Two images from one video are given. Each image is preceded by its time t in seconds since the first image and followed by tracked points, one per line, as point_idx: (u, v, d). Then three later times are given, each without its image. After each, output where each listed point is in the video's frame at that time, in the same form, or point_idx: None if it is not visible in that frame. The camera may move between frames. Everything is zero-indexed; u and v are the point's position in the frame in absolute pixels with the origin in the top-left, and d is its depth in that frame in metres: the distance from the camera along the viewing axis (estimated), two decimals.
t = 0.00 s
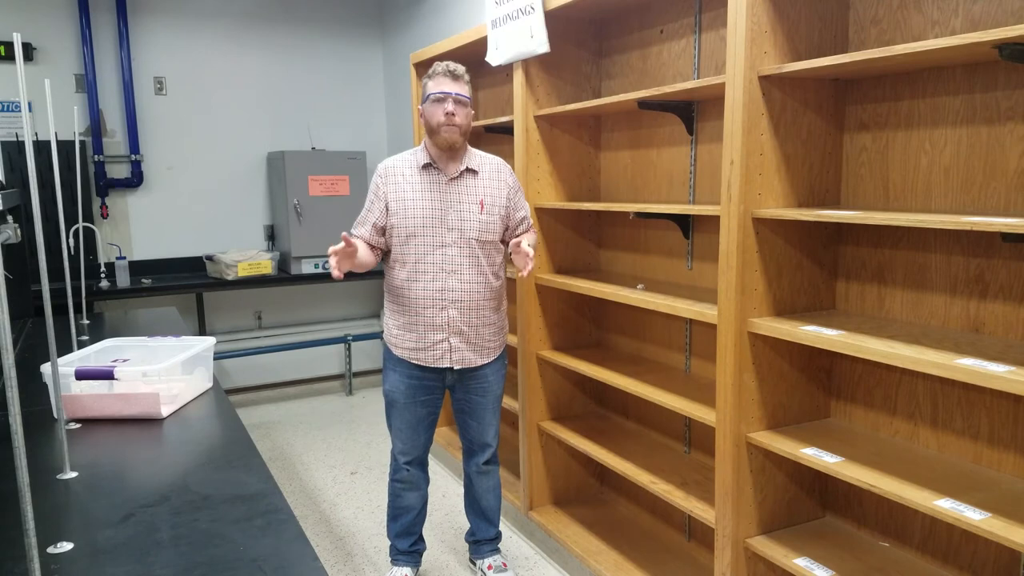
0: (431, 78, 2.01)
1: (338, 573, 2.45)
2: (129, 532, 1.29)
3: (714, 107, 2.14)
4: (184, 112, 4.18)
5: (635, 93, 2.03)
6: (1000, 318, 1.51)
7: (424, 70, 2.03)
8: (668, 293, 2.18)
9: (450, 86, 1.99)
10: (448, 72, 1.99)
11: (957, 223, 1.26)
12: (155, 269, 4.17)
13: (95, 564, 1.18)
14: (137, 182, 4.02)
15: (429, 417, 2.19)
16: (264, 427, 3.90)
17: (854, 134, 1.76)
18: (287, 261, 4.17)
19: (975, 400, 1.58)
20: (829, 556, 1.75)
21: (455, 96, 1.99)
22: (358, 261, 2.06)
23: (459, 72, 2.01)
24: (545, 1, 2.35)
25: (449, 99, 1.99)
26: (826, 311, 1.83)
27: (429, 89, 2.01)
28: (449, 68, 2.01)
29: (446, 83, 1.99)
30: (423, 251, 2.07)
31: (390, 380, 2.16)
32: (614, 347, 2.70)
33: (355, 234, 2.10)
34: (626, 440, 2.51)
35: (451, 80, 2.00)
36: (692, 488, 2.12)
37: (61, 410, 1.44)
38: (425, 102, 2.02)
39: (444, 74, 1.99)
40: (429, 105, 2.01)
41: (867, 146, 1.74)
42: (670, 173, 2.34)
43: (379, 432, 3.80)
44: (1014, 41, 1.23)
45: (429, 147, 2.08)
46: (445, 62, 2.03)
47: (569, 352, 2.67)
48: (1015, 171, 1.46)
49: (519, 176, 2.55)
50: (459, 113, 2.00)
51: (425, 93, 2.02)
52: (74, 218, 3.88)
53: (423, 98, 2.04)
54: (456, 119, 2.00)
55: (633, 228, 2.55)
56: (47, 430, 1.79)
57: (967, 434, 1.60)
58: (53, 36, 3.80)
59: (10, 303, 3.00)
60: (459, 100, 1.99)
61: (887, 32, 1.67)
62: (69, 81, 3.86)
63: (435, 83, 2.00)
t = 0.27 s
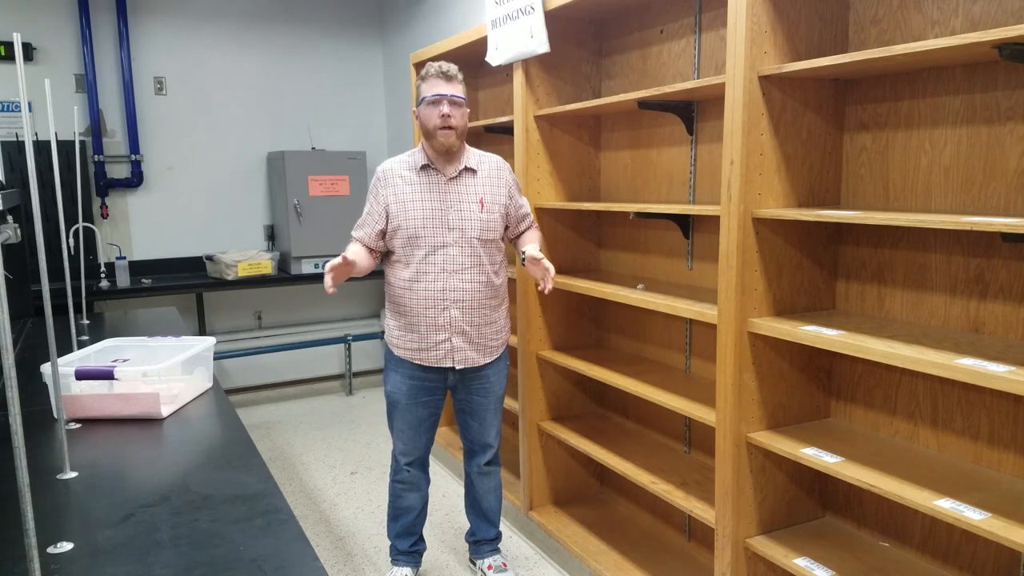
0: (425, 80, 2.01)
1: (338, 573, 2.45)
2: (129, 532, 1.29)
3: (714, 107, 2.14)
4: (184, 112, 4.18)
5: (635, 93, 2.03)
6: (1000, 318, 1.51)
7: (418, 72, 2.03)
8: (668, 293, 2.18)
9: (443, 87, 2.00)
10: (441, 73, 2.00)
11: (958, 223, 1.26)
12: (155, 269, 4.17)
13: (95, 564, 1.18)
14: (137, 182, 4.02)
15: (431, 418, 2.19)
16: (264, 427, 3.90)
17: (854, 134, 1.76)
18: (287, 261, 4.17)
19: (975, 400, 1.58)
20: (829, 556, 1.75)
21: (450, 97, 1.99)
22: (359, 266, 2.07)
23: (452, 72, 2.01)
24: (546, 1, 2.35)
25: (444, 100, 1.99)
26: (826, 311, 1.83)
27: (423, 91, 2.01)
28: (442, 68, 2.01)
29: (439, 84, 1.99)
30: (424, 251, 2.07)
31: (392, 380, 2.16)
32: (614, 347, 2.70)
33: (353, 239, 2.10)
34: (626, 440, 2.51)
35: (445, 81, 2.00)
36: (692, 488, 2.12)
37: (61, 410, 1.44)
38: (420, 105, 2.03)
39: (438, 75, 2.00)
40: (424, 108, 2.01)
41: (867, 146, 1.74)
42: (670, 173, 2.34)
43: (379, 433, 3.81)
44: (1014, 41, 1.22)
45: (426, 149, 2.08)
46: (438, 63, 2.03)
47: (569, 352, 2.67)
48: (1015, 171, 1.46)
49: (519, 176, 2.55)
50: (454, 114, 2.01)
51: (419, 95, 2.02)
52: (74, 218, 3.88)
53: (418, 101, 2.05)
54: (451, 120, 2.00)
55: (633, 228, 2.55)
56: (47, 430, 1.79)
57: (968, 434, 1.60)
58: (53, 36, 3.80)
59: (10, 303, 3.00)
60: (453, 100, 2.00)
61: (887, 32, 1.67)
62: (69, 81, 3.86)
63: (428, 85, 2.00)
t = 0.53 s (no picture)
0: (428, 80, 2.01)
1: (338, 573, 2.45)
2: (129, 532, 1.29)
3: (714, 107, 2.14)
4: (184, 112, 4.18)
5: (635, 93, 2.03)
6: (1000, 318, 1.51)
7: (421, 71, 2.03)
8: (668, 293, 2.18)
9: (446, 88, 2.00)
10: (444, 73, 2.00)
11: (958, 223, 1.26)
12: (155, 269, 4.17)
13: (95, 564, 1.18)
14: (136, 182, 4.02)
15: (431, 418, 2.19)
16: (264, 427, 3.90)
17: (854, 134, 1.76)
18: (287, 261, 4.17)
19: (975, 400, 1.58)
20: (829, 556, 1.75)
21: (452, 98, 1.99)
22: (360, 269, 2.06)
23: (455, 72, 2.01)
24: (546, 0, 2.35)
25: (446, 101, 1.99)
26: (826, 311, 1.83)
27: (426, 91, 2.01)
28: (446, 69, 2.01)
29: (442, 85, 1.99)
30: (424, 250, 2.07)
31: (392, 380, 2.16)
32: (614, 347, 2.70)
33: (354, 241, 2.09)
34: (626, 440, 2.51)
35: (447, 81, 2.00)
36: (692, 488, 2.12)
37: (61, 410, 1.44)
38: (422, 104, 2.03)
39: (441, 75, 2.00)
40: (427, 107, 2.01)
41: (867, 146, 1.74)
42: (670, 173, 2.34)
43: (379, 432, 3.81)
44: (1014, 41, 1.22)
45: (428, 148, 2.08)
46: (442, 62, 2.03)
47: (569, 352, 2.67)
48: (1015, 171, 1.46)
49: (519, 176, 2.55)
50: (457, 115, 2.01)
51: (422, 95, 2.02)
52: (74, 218, 3.88)
53: (420, 99, 2.04)
54: (453, 121, 2.00)
55: (634, 228, 2.55)
56: (47, 430, 1.79)
57: (967, 434, 1.60)
58: (52, 36, 3.80)
59: (10, 303, 3.00)
60: (456, 101, 2.00)
61: (887, 32, 1.67)
62: (69, 81, 3.86)
63: (431, 84, 2.00)
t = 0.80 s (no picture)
0: (443, 86, 1.96)
1: (338, 573, 2.45)
2: (129, 532, 1.29)
3: (714, 107, 2.14)
4: (183, 112, 4.18)
5: (635, 93, 2.03)
6: (1000, 318, 1.51)
7: (437, 72, 1.97)
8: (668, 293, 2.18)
9: (460, 100, 1.95)
10: (461, 84, 1.94)
11: (958, 223, 1.26)
12: (155, 269, 4.16)
13: (95, 564, 1.18)
14: (136, 182, 4.02)
15: (432, 417, 2.19)
16: (264, 427, 3.90)
17: (854, 134, 1.76)
18: (287, 261, 4.16)
19: (975, 399, 1.58)
20: (829, 556, 1.75)
21: (465, 113, 1.96)
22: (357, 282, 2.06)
23: (471, 83, 1.96)
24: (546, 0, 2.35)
25: (459, 115, 1.96)
26: (826, 311, 1.83)
27: (440, 97, 1.96)
28: (462, 78, 1.95)
29: (457, 96, 1.94)
30: (428, 250, 2.07)
31: (394, 379, 2.16)
32: (614, 346, 2.69)
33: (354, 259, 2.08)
34: (626, 439, 2.51)
35: (463, 94, 1.95)
36: (692, 488, 2.12)
37: (62, 410, 1.44)
38: (435, 109, 1.99)
39: (456, 85, 1.94)
40: (439, 115, 1.98)
41: (867, 146, 1.74)
42: (670, 173, 2.34)
43: (379, 432, 3.81)
44: (1014, 41, 1.22)
45: (438, 148, 2.06)
46: (460, 68, 1.96)
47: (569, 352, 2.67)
48: (1015, 171, 1.46)
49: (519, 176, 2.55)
50: (468, 129, 1.98)
51: (436, 100, 1.98)
52: (74, 218, 3.88)
53: (434, 101, 1.99)
54: (464, 135, 1.98)
55: (633, 228, 2.55)
56: (47, 430, 1.79)
57: (967, 434, 1.60)
58: (52, 35, 3.80)
59: (10, 303, 3.00)
60: (468, 115, 1.96)
61: (887, 32, 1.67)
62: (69, 81, 3.86)
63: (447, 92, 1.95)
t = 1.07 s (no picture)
0: (466, 126, 1.82)
1: (338, 573, 2.45)
2: (129, 532, 1.29)
3: (714, 107, 2.14)
4: (183, 113, 4.18)
5: (635, 93, 2.03)
6: (1000, 318, 1.51)
7: (467, 104, 1.81)
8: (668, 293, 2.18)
9: (481, 148, 1.84)
10: (483, 133, 1.80)
11: (957, 223, 1.26)
12: (155, 269, 4.16)
13: (95, 564, 1.18)
14: (136, 182, 4.02)
15: (433, 414, 2.19)
16: (264, 427, 3.90)
17: (854, 134, 1.76)
18: (287, 261, 4.16)
19: (974, 399, 1.58)
20: (829, 556, 1.75)
21: (481, 161, 1.85)
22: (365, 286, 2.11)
23: (497, 131, 1.81)
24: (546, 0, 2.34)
25: (474, 160, 1.85)
26: (826, 311, 1.83)
27: (463, 135, 1.84)
28: (488, 126, 1.80)
29: (478, 144, 1.83)
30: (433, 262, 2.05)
31: (395, 375, 2.16)
32: (614, 346, 2.69)
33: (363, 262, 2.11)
34: (626, 440, 2.51)
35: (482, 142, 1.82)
36: (692, 488, 2.12)
37: (61, 410, 1.44)
38: (456, 142, 1.87)
39: (479, 135, 1.81)
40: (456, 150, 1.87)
41: (867, 146, 1.74)
42: (670, 173, 2.34)
43: (379, 433, 3.81)
44: (1014, 41, 1.22)
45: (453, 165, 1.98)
46: (491, 113, 1.80)
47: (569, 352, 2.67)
48: (1015, 171, 1.46)
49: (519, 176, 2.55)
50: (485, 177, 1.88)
51: (459, 136, 1.86)
52: (74, 218, 3.88)
53: (456, 130, 1.87)
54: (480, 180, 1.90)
55: (634, 228, 2.55)
56: (47, 430, 1.79)
57: (967, 434, 1.60)
58: (52, 35, 3.80)
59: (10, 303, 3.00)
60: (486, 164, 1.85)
61: (887, 32, 1.67)
62: (69, 81, 3.86)
63: (470, 135, 1.83)
